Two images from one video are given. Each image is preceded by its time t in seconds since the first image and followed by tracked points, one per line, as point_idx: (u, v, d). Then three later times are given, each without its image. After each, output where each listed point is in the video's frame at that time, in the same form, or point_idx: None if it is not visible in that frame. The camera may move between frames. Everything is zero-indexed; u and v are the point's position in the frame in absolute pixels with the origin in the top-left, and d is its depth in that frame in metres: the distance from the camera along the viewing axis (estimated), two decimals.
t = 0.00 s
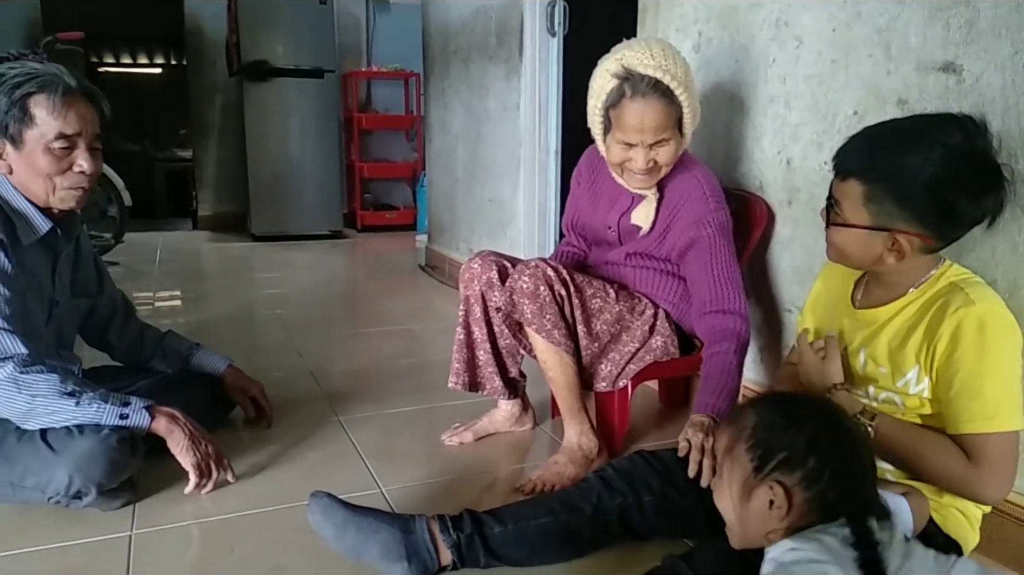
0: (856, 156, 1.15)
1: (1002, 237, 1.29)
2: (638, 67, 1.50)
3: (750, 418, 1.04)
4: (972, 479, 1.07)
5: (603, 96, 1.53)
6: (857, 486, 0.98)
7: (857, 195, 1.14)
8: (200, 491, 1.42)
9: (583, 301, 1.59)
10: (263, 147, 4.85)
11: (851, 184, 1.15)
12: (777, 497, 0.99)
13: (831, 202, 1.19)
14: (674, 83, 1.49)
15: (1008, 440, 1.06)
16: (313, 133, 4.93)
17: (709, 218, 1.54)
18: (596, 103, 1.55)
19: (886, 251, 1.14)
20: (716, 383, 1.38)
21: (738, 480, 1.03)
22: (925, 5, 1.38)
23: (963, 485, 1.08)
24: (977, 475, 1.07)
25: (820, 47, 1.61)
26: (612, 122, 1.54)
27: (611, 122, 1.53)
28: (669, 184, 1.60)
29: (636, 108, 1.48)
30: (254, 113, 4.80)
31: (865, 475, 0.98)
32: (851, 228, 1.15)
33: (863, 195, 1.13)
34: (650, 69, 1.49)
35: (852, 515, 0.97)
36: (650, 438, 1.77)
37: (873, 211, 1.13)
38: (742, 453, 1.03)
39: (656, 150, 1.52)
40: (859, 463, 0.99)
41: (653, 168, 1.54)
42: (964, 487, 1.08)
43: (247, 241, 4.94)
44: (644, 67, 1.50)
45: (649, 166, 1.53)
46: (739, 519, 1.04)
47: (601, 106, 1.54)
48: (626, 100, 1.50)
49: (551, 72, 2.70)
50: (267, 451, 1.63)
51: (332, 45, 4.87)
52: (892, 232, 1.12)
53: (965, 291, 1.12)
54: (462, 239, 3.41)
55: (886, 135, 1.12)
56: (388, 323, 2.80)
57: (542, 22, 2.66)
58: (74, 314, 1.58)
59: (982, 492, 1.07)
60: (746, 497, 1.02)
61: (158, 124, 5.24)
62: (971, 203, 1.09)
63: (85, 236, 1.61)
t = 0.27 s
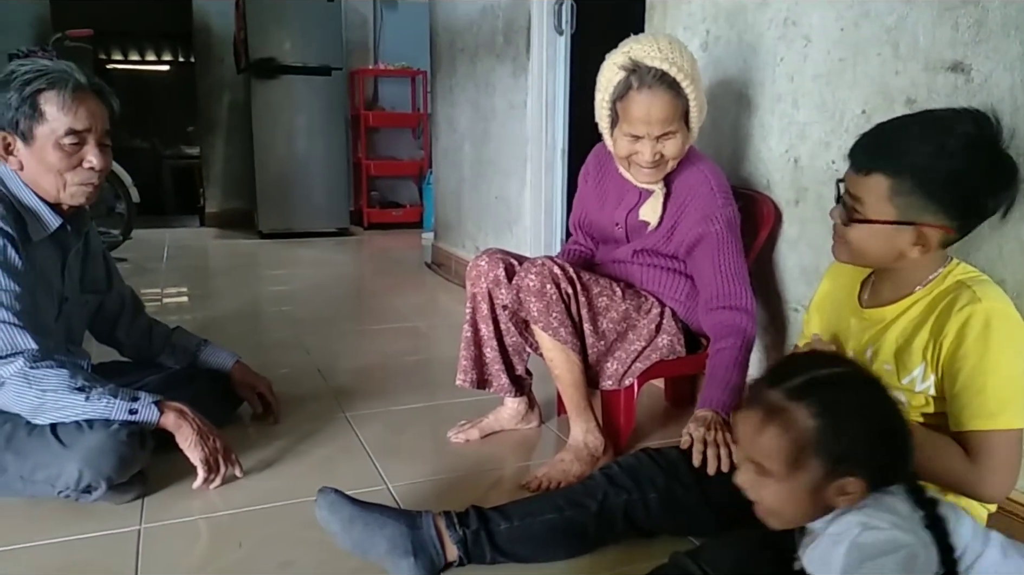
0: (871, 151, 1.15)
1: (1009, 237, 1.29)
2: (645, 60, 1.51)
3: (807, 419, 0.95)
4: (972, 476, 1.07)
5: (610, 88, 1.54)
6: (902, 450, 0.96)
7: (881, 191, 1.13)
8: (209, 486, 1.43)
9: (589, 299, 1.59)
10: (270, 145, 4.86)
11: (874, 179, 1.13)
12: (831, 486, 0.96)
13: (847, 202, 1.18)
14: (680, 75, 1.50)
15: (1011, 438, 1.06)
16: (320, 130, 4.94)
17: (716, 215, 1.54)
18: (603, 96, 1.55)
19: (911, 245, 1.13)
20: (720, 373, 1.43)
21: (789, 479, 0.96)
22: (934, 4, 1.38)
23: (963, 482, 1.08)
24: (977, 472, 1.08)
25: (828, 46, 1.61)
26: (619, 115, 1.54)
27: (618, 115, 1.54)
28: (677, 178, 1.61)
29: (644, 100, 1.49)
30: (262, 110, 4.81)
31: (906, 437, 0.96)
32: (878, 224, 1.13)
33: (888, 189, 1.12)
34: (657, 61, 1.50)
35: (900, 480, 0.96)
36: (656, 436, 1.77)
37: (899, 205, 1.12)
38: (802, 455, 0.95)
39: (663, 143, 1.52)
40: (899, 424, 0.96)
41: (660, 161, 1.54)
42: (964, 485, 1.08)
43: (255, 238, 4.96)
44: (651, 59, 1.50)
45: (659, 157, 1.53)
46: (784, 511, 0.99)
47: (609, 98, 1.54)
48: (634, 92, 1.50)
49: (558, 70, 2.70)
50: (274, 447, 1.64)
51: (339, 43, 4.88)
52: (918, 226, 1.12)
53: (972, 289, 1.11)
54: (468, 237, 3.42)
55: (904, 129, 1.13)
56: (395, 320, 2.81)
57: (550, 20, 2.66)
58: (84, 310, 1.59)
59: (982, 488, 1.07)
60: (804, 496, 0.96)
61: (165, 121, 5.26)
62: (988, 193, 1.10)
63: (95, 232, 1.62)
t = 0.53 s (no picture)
0: (914, 141, 1.12)
1: None
2: (658, 51, 1.51)
3: (925, 385, 0.95)
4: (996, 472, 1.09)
5: (623, 80, 1.54)
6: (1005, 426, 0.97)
7: (949, 178, 1.09)
8: (223, 481, 1.44)
9: (601, 297, 1.59)
10: (283, 143, 4.88)
11: (938, 167, 1.10)
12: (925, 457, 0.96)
13: (898, 202, 1.13)
14: (693, 66, 1.50)
15: None
16: (332, 129, 4.95)
17: (728, 210, 1.54)
18: (615, 89, 1.55)
19: (977, 227, 1.11)
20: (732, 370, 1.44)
21: (885, 449, 0.97)
22: (950, 3, 1.37)
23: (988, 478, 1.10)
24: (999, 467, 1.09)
25: (842, 45, 1.60)
26: (632, 108, 1.54)
27: (631, 107, 1.53)
28: (690, 172, 1.61)
29: (657, 90, 1.49)
30: (274, 109, 4.83)
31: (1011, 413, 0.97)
32: (950, 211, 1.09)
33: (958, 173, 1.09)
34: (670, 52, 1.50)
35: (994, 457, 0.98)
36: (667, 435, 1.77)
37: (967, 186, 1.09)
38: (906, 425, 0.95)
39: (676, 134, 1.51)
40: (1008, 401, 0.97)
41: (672, 153, 1.53)
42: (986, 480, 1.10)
43: (267, 236, 4.98)
44: (664, 50, 1.50)
45: (671, 147, 1.52)
46: (876, 478, 1.00)
47: (622, 91, 1.54)
48: (647, 83, 1.50)
49: (569, 69, 2.70)
50: (287, 443, 1.65)
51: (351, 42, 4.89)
52: (983, 205, 1.10)
53: (997, 286, 1.13)
54: (479, 236, 3.42)
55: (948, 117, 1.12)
56: (406, 318, 2.82)
57: (562, 19, 2.67)
58: (99, 306, 1.61)
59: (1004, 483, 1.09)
60: (901, 463, 0.97)
61: (178, 120, 5.28)
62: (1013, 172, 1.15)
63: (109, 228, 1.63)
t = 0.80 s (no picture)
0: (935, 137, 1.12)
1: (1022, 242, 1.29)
2: (660, 48, 1.51)
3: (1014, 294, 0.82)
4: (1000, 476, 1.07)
5: (625, 79, 1.54)
6: None
7: (972, 169, 1.10)
8: (221, 481, 1.44)
9: (601, 300, 1.59)
10: (282, 144, 4.88)
11: (960, 160, 1.10)
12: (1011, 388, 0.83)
13: (923, 198, 1.12)
14: (694, 64, 1.50)
15: None
16: (332, 130, 4.95)
17: (728, 211, 1.54)
18: (617, 87, 1.55)
19: (993, 219, 1.12)
20: (731, 371, 1.45)
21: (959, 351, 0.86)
22: (950, 8, 1.37)
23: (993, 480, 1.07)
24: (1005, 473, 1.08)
25: (842, 49, 1.60)
26: (634, 106, 1.54)
27: (634, 105, 1.53)
28: (689, 172, 1.61)
29: (659, 87, 1.49)
30: (273, 109, 4.83)
31: None
32: (974, 202, 1.10)
33: (979, 163, 1.10)
34: (672, 49, 1.51)
35: None
36: (665, 438, 1.77)
37: (985, 177, 1.11)
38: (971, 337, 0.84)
39: (678, 132, 1.52)
40: None
41: (674, 151, 1.53)
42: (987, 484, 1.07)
43: (266, 236, 4.98)
44: (666, 48, 1.51)
45: (674, 145, 1.52)
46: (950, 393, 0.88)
47: (624, 89, 1.54)
48: (649, 80, 1.50)
49: (569, 71, 2.70)
50: (287, 444, 1.65)
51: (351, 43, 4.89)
52: (995, 197, 1.12)
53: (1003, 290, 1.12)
54: (478, 237, 3.42)
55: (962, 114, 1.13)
56: (405, 320, 2.82)
57: (562, 21, 2.67)
58: (98, 306, 1.61)
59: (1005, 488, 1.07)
60: (972, 382, 0.85)
61: (177, 121, 5.28)
62: (1008, 172, 1.19)
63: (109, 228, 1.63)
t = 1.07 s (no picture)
0: (920, 137, 1.15)
1: None
2: (669, 49, 1.52)
3: None
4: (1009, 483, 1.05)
5: (634, 80, 1.54)
6: None
7: (952, 170, 1.11)
8: (231, 483, 1.45)
9: (609, 304, 1.59)
10: (290, 148, 4.90)
11: (940, 161, 1.12)
12: None
13: (904, 197, 1.15)
14: (703, 65, 1.51)
15: None
16: (340, 134, 4.97)
17: (736, 213, 1.54)
18: (626, 88, 1.56)
19: (985, 225, 1.12)
20: (740, 376, 1.45)
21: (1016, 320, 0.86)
22: (959, 12, 1.37)
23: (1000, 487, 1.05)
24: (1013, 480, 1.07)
25: (851, 53, 1.60)
26: (642, 106, 1.54)
27: (642, 106, 1.54)
28: (697, 175, 1.60)
29: (668, 87, 1.49)
30: (282, 113, 4.85)
31: None
32: (955, 202, 1.11)
33: (961, 165, 1.11)
34: (681, 50, 1.51)
35: None
36: (674, 442, 1.77)
37: (971, 180, 1.11)
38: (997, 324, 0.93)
39: (686, 132, 1.52)
40: None
41: (683, 151, 1.53)
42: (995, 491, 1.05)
43: (274, 240, 5.00)
44: (674, 49, 1.51)
45: (682, 145, 1.53)
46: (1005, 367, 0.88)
47: (632, 90, 1.55)
48: (658, 80, 1.51)
49: (577, 75, 2.71)
50: (296, 447, 1.65)
51: (360, 48, 4.91)
52: (988, 201, 1.11)
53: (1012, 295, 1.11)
54: (486, 241, 3.43)
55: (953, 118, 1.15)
56: (413, 323, 2.82)
57: (570, 25, 2.67)
58: (110, 310, 1.62)
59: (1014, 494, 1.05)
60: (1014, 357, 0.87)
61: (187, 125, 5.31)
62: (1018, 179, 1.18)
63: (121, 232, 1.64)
